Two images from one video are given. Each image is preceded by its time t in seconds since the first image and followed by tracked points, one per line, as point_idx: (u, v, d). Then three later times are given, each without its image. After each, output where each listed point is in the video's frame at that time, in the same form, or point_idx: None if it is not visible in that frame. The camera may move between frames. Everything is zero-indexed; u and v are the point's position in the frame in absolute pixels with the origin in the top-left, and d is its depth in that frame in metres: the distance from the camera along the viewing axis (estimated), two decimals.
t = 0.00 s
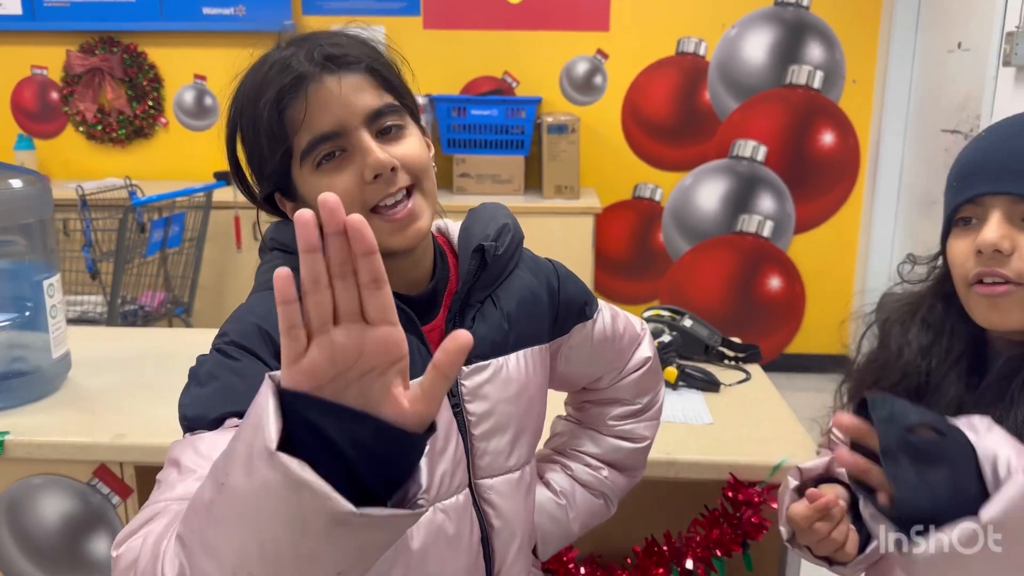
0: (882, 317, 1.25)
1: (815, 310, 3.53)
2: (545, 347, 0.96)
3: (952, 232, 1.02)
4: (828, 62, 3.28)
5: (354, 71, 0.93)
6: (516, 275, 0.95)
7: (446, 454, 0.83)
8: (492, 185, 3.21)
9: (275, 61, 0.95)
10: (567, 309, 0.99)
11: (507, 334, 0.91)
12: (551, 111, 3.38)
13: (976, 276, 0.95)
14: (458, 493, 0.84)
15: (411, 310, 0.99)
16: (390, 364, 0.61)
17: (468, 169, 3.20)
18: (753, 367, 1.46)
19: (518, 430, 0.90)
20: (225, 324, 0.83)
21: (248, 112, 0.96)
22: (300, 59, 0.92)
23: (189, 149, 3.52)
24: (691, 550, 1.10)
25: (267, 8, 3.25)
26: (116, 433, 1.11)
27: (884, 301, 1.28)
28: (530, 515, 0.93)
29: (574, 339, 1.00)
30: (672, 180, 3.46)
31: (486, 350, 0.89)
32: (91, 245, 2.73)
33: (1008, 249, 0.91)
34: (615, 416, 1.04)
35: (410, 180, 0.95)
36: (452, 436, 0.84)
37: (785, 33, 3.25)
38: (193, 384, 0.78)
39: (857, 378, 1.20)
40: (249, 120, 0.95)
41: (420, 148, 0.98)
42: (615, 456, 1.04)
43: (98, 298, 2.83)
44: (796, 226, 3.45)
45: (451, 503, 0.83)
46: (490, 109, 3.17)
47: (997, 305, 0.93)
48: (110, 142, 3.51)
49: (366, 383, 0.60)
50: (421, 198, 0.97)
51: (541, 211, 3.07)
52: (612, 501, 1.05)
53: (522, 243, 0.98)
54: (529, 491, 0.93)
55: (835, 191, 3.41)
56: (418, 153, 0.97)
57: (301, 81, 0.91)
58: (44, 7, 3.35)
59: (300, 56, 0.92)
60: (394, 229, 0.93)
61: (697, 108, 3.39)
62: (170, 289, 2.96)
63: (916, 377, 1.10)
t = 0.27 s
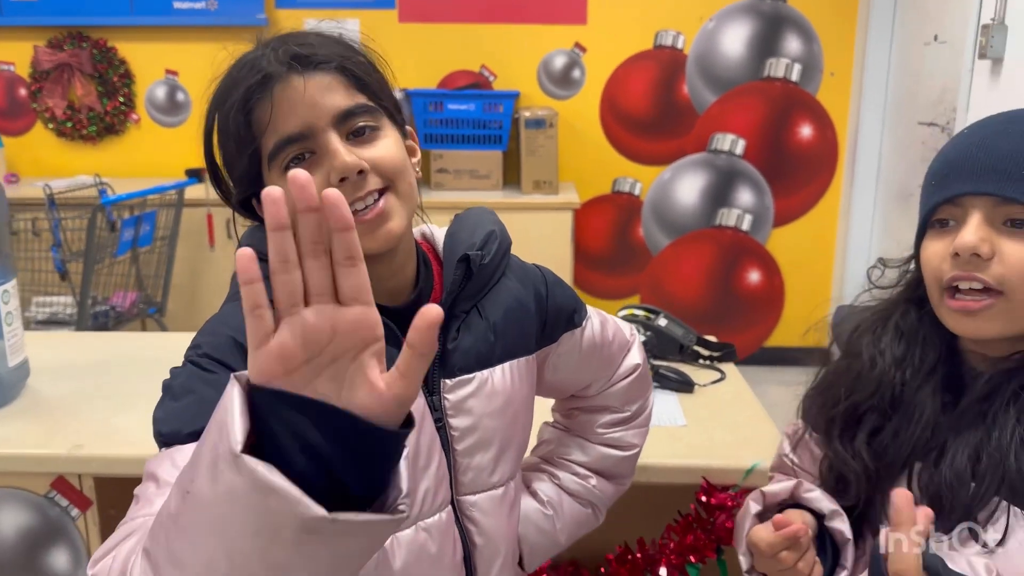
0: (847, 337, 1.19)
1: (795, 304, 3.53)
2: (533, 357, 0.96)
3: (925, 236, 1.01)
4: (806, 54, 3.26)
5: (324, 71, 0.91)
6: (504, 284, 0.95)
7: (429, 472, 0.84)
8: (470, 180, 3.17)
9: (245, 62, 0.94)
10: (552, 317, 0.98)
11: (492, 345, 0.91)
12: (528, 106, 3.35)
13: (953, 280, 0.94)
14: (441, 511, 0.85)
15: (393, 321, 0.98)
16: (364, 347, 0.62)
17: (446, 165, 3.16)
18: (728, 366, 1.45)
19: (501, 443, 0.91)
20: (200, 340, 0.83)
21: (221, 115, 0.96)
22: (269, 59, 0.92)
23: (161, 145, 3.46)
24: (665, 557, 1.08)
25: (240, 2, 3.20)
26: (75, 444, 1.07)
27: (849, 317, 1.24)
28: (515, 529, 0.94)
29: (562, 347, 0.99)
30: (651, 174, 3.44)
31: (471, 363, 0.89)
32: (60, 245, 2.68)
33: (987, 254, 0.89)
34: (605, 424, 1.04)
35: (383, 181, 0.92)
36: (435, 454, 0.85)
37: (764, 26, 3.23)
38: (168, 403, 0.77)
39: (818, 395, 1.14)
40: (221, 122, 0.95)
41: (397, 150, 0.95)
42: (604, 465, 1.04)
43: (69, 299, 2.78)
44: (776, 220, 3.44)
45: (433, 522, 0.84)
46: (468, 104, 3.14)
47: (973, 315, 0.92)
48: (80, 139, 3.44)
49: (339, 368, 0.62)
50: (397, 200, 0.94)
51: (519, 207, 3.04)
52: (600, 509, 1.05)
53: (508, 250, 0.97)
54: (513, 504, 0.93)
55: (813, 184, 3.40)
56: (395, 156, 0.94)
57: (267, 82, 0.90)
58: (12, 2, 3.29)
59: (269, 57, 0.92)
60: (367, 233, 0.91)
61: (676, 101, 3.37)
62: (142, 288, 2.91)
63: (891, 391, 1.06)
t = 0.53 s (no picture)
0: (766, 320, 1.19)
1: (757, 291, 3.57)
2: (501, 350, 0.94)
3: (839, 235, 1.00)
4: (767, 43, 3.27)
5: (275, 55, 0.89)
6: (473, 275, 0.92)
7: (393, 471, 0.82)
8: (432, 170, 3.15)
9: (192, 53, 0.92)
10: (523, 310, 0.97)
11: (460, 341, 0.89)
12: (491, 94, 3.33)
13: (861, 286, 0.94)
14: (405, 511, 0.84)
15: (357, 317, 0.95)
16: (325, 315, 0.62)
17: (408, 155, 3.14)
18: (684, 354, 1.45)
19: (468, 441, 0.89)
20: (153, 341, 0.80)
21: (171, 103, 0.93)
22: (218, 45, 0.89)
23: (116, 136, 3.40)
24: (617, 545, 1.09)
25: None
26: (13, 444, 1.04)
27: (771, 300, 1.23)
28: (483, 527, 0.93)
29: (533, 339, 0.98)
30: (615, 163, 3.43)
31: (438, 359, 0.87)
32: (11, 239, 2.62)
33: (889, 264, 0.89)
34: (578, 416, 1.03)
35: (340, 162, 0.86)
36: (399, 451, 0.83)
37: (725, 14, 3.23)
38: (119, 401, 0.75)
39: (745, 380, 1.14)
40: (171, 111, 0.92)
41: (353, 131, 0.90)
42: (576, 457, 1.03)
43: (20, 295, 2.71)
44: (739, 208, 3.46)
45: (398, 523, 0.83)
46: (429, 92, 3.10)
47: (884, 315, 0.92)
48: (32, 131, 3.36)
49: (300, 334, 0.61)
50: (355, 182, 0.88)
51: (482, 198, 3.02)
52: (571, 502, 1.04)
53: (478, 239, 0.94)
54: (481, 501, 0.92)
55: (775, 172, 3.42)
56: (350, 135, 0.89)
57: (214, 68, 0.87)
58: None
59: (218, 43, 0.89)
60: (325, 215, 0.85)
61: (638, 90, 3.36)
62: (97, 282, 2.85)
63: (820, 372, 1.06)
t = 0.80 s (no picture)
0: (679, 314, 1.21)
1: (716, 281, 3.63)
2: (471, 342, 1.01)
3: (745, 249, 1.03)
4: (724, 33, 3.27)
5: (242, 51, 0.90)
6: (439, 265, 0.99)
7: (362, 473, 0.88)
8: (391, 161, 3.13)
9: (151, 37, 0.91)
10: (488, 302, 1.04)
11: (424, 333, 0.95)
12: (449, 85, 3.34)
13: (772, 305, 0.97)
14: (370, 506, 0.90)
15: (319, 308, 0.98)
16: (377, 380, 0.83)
17: (366, 146, 3.11)
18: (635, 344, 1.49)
19: (433, 433, 0.95)
20: (103, 330, 0.84)
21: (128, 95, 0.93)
22: (181, 38, 0.89)
23: (66, 129, 3.32)
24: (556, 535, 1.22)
25: None
26: None
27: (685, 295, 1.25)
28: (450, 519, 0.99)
29: (508, 331, 1.06)
30: (575, 155, 3.44)
31: (400, 349, 0.94)
32: None
33: (797, 287, 0.94)
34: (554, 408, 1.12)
35: (309, 168, 0.93)
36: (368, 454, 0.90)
37: (682, 5, 3.22)
38: (72, 385, 0.80)
39: (661, 371, 1.16)
40: (129, 105, 0.92)
41: (319, 133, 0.95)
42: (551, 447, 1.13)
43: None
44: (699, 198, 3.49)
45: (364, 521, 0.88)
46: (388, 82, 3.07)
47: (801, 327, 0.97)
48: None
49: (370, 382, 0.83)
50: (322, 184, 0.94)
51: (442, 189, 3.01)
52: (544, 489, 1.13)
53: (445, 236, 1.01)
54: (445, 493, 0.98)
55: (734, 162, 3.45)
56: (318, 139, 0.95)
57: (178, 64, 0.88)
58: None
59: (177, 39, 0.89)
60: (288, 219, 0.91)
61: (598, 81, 3.35)
62: (48, 278, 2.80)
63: (738, 364, 1.08)
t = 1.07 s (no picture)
0: (638, 302, 1.20)
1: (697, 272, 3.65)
2: (473, 337, 1.01)
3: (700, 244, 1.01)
4: (704, 24, 3.28)
5: (250, 22, 0.91)
6: (443, 261, 0.99)
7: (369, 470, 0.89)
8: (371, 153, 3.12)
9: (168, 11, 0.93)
10: (488, 295, 1.05)
11: (427, 330, 0.96)
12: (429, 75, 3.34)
13: (726, 299, 0.96)
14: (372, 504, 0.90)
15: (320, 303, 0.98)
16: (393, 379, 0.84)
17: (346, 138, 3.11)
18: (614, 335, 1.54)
19: (436, 428, 0.97)
20: (114, 331, 0.83)
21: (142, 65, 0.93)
22: (191, 9, 0.90)
23: (42, 122, 3.28)
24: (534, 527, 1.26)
25: None
26: None
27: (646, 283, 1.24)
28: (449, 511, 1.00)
29: (513, 325, 1.08)
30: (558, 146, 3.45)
31: (402, 346, 0.94)
32: None
33: (750, 281, 0.92)
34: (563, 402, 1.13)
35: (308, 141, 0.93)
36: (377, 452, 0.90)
37: None
38: (82, 392, 0.80)
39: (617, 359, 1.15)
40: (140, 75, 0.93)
41: (326, 112, 0.96)
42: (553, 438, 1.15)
43: None
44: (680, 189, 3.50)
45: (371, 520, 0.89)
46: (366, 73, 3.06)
47: (758, 319, 0.95)
48: None
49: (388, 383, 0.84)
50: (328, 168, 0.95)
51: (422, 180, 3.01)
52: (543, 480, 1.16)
53: (446, 227, 1.01)
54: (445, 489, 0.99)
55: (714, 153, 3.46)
56: (323, 115, 0.95)
57: (184, 28, 0.89)
58: None
59: (191, 7, 0.90)
60: (292, 196, 0.91)
61: (579, 72, 3.34)
62: (25, 272, 2.77)
63: (690, 353, 1.08)
